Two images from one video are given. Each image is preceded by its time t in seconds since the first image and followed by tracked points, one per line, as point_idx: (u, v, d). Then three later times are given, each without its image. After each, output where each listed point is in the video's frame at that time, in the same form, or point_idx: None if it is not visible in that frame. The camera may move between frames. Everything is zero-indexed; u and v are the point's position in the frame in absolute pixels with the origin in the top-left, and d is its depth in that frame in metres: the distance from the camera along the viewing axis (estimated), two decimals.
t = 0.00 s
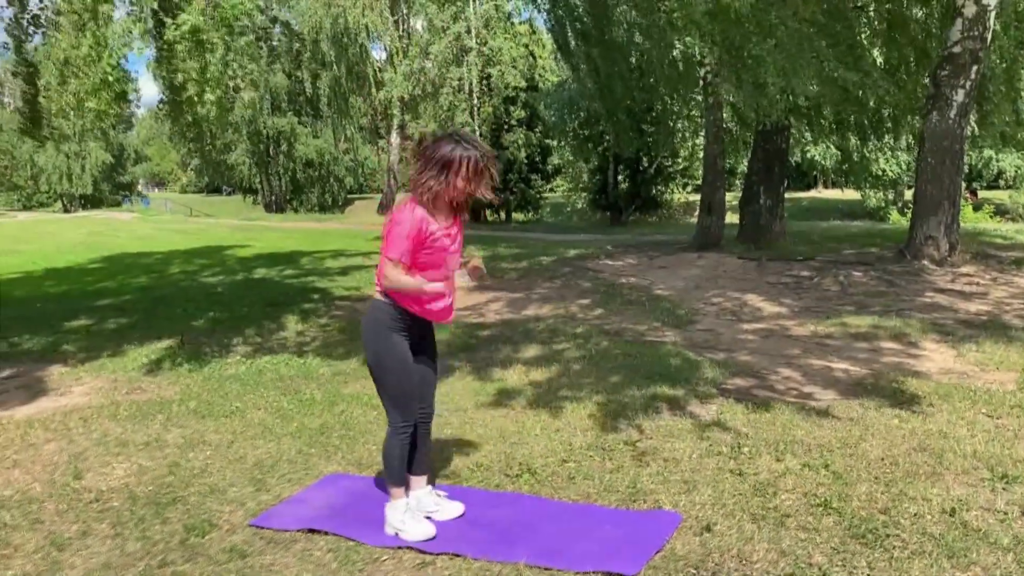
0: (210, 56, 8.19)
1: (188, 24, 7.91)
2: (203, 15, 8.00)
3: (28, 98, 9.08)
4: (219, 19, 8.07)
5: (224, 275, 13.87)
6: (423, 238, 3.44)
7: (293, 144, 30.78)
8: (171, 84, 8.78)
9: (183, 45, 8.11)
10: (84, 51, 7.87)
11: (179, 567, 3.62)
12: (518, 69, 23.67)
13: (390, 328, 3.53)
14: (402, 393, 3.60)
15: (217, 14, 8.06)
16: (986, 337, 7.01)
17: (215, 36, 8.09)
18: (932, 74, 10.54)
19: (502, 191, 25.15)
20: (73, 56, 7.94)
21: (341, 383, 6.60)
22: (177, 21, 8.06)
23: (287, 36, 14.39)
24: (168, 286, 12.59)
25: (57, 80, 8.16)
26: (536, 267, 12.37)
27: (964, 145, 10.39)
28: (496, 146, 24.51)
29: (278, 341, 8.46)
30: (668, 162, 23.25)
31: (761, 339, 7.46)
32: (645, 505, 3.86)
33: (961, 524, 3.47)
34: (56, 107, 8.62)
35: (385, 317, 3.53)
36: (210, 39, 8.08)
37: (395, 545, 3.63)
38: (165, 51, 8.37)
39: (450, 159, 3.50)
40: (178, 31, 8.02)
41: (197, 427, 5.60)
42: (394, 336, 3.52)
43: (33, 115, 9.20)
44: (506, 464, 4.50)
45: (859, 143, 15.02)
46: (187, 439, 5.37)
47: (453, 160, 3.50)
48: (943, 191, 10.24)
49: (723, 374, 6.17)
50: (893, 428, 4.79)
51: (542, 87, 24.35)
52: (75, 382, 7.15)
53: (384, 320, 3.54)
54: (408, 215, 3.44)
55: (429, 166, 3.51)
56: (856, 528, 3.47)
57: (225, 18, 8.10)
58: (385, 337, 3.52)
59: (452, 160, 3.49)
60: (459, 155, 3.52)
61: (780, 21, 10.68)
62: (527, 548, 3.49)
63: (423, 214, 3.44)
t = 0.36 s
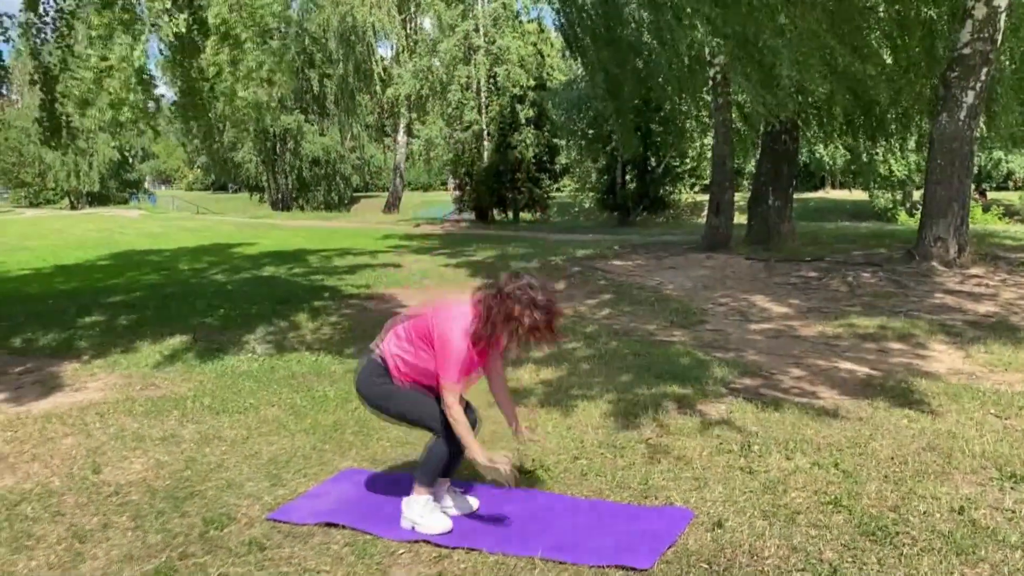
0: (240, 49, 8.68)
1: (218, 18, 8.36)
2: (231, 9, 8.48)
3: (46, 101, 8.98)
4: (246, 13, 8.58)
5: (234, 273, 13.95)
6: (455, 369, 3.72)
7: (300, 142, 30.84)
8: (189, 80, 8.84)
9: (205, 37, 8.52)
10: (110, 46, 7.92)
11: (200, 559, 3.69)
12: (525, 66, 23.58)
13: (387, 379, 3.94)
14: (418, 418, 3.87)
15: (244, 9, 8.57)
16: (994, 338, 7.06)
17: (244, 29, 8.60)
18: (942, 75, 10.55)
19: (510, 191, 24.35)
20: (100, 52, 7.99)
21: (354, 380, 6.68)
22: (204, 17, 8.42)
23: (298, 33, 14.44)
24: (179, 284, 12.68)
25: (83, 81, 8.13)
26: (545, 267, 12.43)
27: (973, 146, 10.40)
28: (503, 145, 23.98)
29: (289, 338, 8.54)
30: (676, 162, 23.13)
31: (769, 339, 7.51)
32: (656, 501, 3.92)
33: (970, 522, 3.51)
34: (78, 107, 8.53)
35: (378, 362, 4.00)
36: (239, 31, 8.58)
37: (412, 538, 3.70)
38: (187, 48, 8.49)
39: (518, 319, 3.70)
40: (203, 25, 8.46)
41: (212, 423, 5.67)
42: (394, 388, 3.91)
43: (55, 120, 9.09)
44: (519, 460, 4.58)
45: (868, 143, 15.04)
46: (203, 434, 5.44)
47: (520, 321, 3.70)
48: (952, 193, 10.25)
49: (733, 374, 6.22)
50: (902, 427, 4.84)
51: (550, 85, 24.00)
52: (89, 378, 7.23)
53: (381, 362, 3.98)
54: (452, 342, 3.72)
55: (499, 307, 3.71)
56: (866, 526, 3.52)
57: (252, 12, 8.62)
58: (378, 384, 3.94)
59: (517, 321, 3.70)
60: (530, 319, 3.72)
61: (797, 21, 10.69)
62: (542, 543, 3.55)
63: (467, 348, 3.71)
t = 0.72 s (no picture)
0: (245, 43, 8.26)
1: (227, 11, 8.07)
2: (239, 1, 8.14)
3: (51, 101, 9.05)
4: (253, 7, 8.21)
5: (242, 267, 14.09)
6: (462, 436, 3.60)
7: (310, 138, 30.97)
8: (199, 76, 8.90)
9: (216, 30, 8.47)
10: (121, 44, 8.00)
11: (201, 543, 3.80)
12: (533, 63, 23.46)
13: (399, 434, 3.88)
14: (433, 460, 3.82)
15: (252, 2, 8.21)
16: (992, 333, 7.09)
17: (253, 23, 8.21)
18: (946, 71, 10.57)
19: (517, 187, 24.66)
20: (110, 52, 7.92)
21: (357, 372, 6.78)
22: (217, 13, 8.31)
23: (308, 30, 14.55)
24: (188, 278, 12.82)
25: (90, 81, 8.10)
26: (549, 262, 12.50)
27: (976, 143, 10.42)
28: (511, 141, 23.94)
29: (295, 331, 8.66)
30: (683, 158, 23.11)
31: (768, 334, 7.58)
32: (647, 490, 4.00)
33: (952, 511, 3.58)
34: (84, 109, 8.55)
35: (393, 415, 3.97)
36: (246, 23, 8.20)
37: (406, 524, 3.79)
38: (196, 45, 8.60)
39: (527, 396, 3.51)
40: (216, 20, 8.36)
41: (217, 413, 5.79)
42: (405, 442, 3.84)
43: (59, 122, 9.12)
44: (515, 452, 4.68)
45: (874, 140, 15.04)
46: (208, 424, 5.55)
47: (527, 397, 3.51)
48: (955, 190, 10.27)
49: (730, 367, 6.30)
50: (892, 420, 4.91)
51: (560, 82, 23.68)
52: (98, 369, 7.36)
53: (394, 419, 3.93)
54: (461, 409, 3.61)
55: (507, 379, 3.53)
56: (850, 514, 3.60)
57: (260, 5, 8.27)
58: (390, 438, 3.89)
59: (527, 397, 3.51)
60: (538, 397, 3.51)
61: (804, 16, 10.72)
62: (533, 530, 3.62)
63: (474, 418, 3.58)
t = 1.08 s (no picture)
0: (239, 37, 8.23)
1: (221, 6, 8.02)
2: None
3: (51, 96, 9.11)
4: None
5: (247, 256, 14.20)
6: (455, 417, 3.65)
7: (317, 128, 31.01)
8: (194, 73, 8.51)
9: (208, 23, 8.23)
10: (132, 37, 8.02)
11: (188, 524, 3.89)
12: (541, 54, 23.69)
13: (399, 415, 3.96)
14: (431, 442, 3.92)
15: None
16: (983, 324, 7.12)
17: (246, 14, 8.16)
18: (947, 62, 10.55)
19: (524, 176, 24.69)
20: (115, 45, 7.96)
21: (352, 360, 6.87)
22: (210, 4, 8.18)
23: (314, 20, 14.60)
24: (193, 266, 12.94)
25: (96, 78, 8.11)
26: (550, 252, 12.55)
27: (976, 134, 10.41)
28: (518, 131, 24.09)
29: (294, 320, 8.75)
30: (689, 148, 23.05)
31: (761, 324, 7.62)
32: (626, 475, 4.07)
33: (923, 497, 3.64)
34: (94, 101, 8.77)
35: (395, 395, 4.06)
36: (240, 15, 8.14)
37: (388, 506, 3.87)
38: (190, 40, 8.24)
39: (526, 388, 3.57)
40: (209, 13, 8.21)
41: (212, 398, 5.89)
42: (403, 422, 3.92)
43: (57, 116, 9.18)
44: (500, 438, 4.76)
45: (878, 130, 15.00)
46: (202, 409, 5.65)
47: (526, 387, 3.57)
48: (954, 181, 10.27)
49: (720, 356, 6.36)
50: (875, 408, 4.96)
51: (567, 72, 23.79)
52: (99, 356, 7.48)
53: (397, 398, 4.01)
54: (458, 390, 3.67)
55: (512, 368, 3.58)
56: (823, 499, 3.66)
57: None
58: (390, 416, 3.98)
59: (528, 390, 3.57)
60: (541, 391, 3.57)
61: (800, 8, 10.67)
62: (512, 512, 3.70)
63: (468, 400, 3.63)
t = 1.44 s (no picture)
0: (243, 37, 8.36)
1: (222, 7, 8.13)
2: None
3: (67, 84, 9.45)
4: None
5: (256, 246, 14.33)
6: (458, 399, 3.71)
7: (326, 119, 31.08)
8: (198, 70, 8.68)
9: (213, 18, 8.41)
10: (140, 32, 8.15)
11: (197, 505, 4.01)
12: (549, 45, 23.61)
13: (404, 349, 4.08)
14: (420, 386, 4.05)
15: None
16: (983, 314, 7.17)
17: (248, 15, 8.25)
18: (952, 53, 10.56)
19: (531, 168, 24.81)
20: (123, 40, 8.15)
21: (358, 348, 6.98)
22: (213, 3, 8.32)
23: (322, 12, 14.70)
24: (202, 257, 13.07)
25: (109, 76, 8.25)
26: (556, 243, 12.63)
27: (980, 125, 10.42)
28: (526, 122, 24.06)
29: (302, 309, 8.87)
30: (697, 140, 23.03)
31: (763, 314, 7.70)
32: (622, 460, 4.17)
33: (911, 483, 3.73)
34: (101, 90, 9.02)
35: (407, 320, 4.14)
36: (242, 17, 8.24)
37: (390, 490, 3.98)
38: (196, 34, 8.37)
39: (532, 401, 3.66)
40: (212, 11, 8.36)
41: (221, 386, 6.02)
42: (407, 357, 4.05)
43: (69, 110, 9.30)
44: (501, 424, 4.87)
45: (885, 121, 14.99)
46: (211, 396, 5.78)
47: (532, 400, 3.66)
48: (959, 172, 10.29)
49: (720, 345, 6.44)
50: (870, 396, 5.05)
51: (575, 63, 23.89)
52: (110, 344, 7.62)
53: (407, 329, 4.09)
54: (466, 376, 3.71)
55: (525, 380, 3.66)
56: (813, 483, 3.75)
57: None
58: (395, 343, 4.09)
59: (535, 401, 3.66)
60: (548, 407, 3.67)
61: None
62: (511, 495, 3.80)
63: (474, 390, 3.68)
